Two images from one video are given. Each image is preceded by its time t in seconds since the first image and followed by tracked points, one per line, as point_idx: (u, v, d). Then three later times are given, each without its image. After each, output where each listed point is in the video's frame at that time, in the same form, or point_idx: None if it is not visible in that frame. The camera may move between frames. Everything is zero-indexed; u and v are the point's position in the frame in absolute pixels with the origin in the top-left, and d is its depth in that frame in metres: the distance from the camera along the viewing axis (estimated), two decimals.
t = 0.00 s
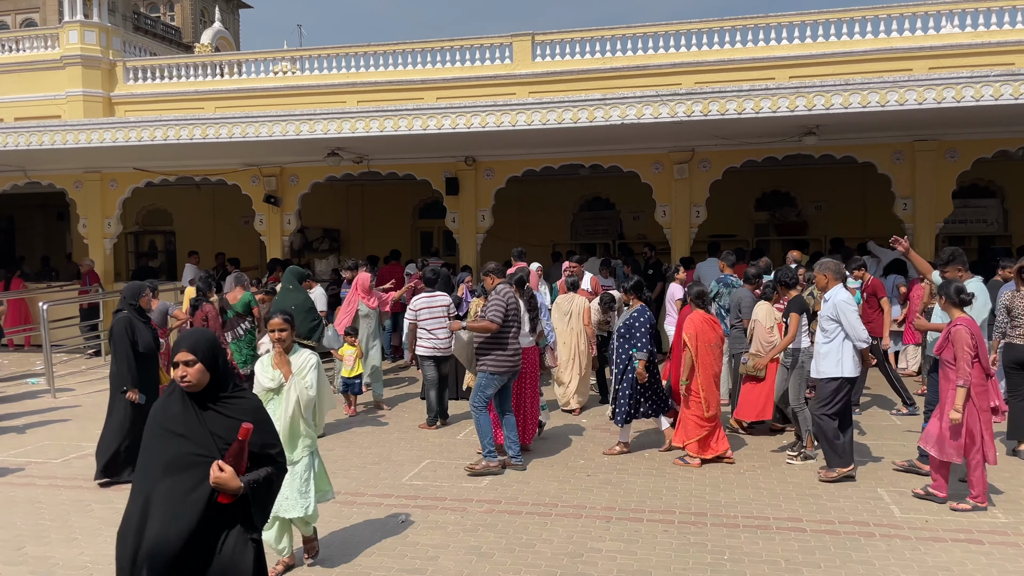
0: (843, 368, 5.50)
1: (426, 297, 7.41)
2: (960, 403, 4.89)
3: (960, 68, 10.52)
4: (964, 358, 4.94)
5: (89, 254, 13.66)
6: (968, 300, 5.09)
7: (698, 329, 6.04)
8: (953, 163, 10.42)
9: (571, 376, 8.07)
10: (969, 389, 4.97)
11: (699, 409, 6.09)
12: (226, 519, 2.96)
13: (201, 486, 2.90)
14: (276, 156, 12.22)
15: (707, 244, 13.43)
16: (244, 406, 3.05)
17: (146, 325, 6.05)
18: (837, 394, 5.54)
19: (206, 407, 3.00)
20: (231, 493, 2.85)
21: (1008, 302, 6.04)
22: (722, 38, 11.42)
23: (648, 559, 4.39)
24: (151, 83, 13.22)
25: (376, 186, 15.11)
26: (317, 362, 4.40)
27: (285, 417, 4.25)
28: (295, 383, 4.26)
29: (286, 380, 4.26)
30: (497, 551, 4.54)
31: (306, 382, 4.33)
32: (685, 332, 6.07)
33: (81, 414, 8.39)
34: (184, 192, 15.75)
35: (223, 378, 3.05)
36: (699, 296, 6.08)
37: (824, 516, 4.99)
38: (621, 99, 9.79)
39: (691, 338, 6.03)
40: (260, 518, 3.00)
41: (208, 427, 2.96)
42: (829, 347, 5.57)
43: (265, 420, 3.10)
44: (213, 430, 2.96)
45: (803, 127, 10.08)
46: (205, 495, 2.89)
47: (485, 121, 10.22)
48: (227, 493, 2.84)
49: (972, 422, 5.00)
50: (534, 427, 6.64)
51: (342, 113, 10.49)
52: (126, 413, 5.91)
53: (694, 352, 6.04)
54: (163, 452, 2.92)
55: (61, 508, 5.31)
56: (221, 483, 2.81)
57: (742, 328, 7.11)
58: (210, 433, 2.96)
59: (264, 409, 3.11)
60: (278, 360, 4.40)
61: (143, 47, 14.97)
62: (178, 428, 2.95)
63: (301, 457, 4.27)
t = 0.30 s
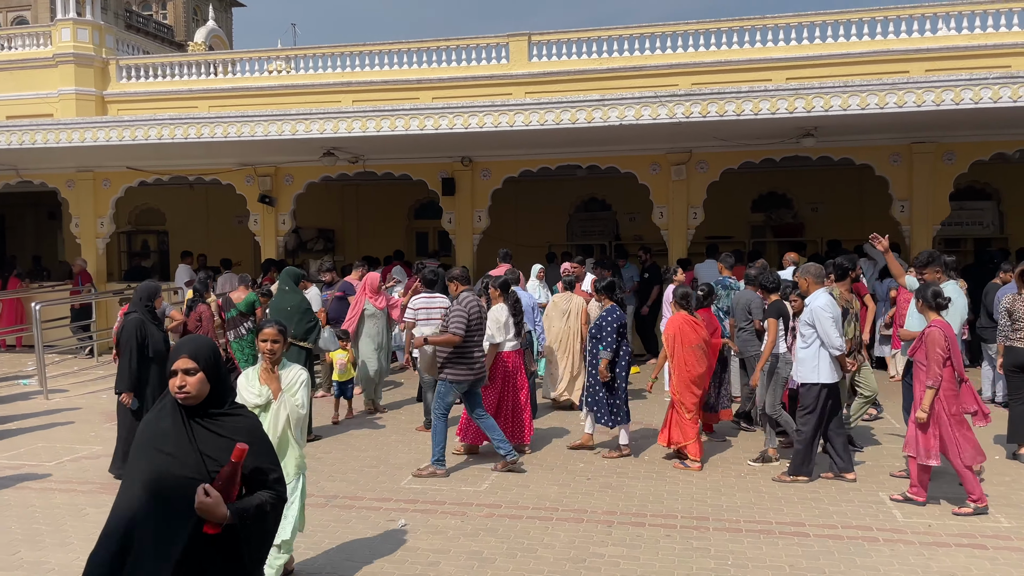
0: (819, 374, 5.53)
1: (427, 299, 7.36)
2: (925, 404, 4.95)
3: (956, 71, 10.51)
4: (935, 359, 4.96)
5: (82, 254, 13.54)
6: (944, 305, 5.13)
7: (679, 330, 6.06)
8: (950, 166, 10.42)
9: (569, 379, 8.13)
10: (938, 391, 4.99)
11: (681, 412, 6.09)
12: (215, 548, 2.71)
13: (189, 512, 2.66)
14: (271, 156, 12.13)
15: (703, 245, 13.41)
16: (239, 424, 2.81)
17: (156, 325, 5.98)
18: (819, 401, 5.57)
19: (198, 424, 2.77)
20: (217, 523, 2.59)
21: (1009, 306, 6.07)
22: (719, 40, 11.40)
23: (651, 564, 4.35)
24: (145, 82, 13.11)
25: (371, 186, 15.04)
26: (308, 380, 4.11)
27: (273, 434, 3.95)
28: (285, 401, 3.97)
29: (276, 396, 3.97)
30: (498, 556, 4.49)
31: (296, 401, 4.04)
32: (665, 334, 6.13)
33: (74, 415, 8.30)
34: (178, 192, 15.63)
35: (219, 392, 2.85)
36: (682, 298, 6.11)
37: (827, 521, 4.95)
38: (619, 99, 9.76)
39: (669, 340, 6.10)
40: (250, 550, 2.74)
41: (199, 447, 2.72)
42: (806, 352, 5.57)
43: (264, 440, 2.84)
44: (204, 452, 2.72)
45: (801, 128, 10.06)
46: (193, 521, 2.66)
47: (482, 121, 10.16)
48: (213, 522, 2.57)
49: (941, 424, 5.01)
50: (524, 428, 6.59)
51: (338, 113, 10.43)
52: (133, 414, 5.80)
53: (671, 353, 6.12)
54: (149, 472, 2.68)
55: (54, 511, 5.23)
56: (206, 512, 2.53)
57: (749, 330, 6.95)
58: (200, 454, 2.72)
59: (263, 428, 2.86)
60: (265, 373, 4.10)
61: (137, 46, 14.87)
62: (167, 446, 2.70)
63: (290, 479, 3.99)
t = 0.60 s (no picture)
0: (800, 380, 5.56)
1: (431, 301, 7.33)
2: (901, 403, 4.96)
3: (954, 74, 10.51)
4: (915, 359, 4.96)
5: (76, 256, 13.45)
6: (923, 307, 5.11)
7: (669, 334, 6.16)
8: (948, 169, 10.42)
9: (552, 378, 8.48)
10: (917, 392, 4.99)
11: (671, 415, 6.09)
12: None
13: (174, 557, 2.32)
14: (267, 158, 12.08)
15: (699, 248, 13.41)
16: (228, 456, 2.40)
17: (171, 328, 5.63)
18: (806, 405, 5.56)
19: (182, 455, 2.37)
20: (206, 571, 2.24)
21: (1012, 309, 6.03)
22: (717, 43, 11.39)
23: (656, 572, 4.31)
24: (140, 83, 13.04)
25: (367, 188, 14.98)
26: (303, 392, 3.97)
27: (269, 449, 3.77)
28: (279, 413, 3.81)
29: (270, 407, 3.81)
30: (502, 563, 4.45)
31: (290, 414, 3.89)
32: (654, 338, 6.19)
33: (71, 419, 8.23)
34: (172, 194, 15.55)
35: (207, 414, 2.43)
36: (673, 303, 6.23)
37: (831, 527, 4.93)
38: (618, 102, 9.73)
39: (659, 344, 6.17)
40: None
41: (180, 484, 2.34)
42: (787, 358, 5.63)
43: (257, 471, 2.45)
44: (186, 488, 2.34)
45: (800, 132, 10.06)
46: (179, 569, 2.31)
47: (481, 123, 10.12)
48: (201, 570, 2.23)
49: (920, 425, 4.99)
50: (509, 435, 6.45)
51: (335, 115, 10.36)
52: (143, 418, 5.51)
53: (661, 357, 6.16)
54: (126, 512, 2.34)
55: (51, 518, 5.17)
56: (190, 559, 2.20)
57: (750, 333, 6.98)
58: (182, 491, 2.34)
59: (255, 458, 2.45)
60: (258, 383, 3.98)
61: (131, 46, 14.77)
62: (141, 483, 2.34)
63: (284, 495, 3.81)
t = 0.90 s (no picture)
0: (793, 384, 5.57)
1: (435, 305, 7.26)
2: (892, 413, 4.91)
3: (952, 77, 10.53)
4: (894, 367, 4.93)
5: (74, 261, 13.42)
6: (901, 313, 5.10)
7: (659, 333, 6.24)
8: (947, 172, 10.44)
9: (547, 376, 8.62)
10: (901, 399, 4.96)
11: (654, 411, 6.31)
12: None
13: None
14: (265, 162, 12.05)
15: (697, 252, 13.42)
16: (204, 475, 2.19)
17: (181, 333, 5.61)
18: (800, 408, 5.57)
19: (151, 482, 2.13)
20: None
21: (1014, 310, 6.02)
22: (716, 46, 11.39)
23: None
24: (138, 87, 13.00)
25: (365, 192, 14.97)
26: (289, 408, 3.74)
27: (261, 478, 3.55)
28: (269, 438, 3.57)
29: (261, 433, 3.57)
30: (506, 569, 4.44)
31: (280, 435, 3.66)
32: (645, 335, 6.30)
33: (70, 425, 8.19)
34: (170, 198, 15.52)
35: (176, 437, 2.20)
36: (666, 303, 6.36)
37: (835, 532, 4.92)
38: (618, 106, 9.71)
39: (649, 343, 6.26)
40: None
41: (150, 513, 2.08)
42: (779, 363, 5.62)
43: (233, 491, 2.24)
44: (158, 518, 2.09)
45: (799, 136, 10.07)
46: None
47: (481, 127, 10.12)
48: None
49: (899, 432, 4.99)
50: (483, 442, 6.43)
51: (333, 119, 10.34)
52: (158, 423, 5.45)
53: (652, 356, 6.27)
54: (85, 551, 2.04)
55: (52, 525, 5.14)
56: None
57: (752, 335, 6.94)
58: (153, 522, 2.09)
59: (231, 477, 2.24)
60: (241, 402, 3.73)
61: (128, 50, 14.73)
62: (105, 518, 2.06)
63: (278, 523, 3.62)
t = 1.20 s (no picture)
0: (781, 385, 5.56)
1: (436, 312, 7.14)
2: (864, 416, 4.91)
3: (952, 81, 10.52)
4: (871, 370, 4.91)
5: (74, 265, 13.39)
6: (877, 316, 5.09)
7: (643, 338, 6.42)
8: (948, 176, 10.43)
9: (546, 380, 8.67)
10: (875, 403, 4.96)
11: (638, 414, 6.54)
12: None
13: None
14: (265, 167, 12.03)
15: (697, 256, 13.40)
16: (188, 507, 2.15)
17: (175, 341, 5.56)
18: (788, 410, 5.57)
19: (131, 516, 2.07)
20: None
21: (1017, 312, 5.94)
22: (716, 50, 11.39)
23: None
24: (138, 91, 12.99)
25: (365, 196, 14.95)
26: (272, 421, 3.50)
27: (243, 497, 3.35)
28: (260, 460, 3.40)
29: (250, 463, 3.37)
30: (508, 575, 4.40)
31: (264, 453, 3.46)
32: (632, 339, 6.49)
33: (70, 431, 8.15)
34: (170, 202, 15.50)
35: (161, 469, 2.18)
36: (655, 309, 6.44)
37: (840, 537, 4.88)
38: (619, 110, 9.69)
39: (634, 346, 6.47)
40: None
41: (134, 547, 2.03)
42: (767, 364, 5.62)
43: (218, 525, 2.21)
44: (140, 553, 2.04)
45: (800, 139, 10.06)
46: None
47: (481, 131, 10.11)
48: None
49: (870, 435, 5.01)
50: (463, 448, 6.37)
51: (334, 123, 10.33)
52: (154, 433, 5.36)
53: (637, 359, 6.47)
54: None
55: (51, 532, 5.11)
56: None
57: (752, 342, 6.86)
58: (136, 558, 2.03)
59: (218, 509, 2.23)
60: (217, 415, 3.49)
61: (128, 55, 14.73)
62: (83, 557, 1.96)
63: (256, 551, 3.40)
